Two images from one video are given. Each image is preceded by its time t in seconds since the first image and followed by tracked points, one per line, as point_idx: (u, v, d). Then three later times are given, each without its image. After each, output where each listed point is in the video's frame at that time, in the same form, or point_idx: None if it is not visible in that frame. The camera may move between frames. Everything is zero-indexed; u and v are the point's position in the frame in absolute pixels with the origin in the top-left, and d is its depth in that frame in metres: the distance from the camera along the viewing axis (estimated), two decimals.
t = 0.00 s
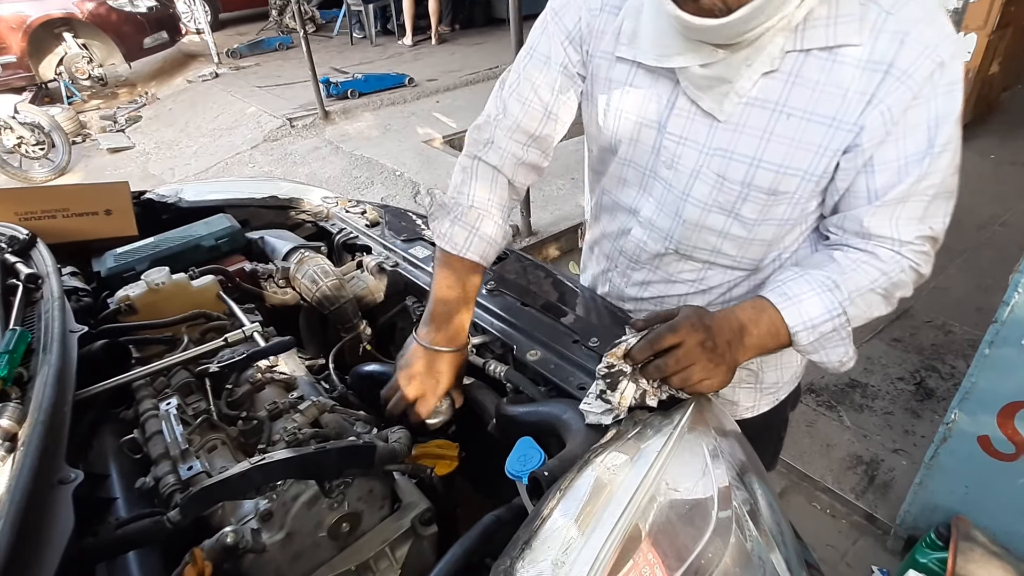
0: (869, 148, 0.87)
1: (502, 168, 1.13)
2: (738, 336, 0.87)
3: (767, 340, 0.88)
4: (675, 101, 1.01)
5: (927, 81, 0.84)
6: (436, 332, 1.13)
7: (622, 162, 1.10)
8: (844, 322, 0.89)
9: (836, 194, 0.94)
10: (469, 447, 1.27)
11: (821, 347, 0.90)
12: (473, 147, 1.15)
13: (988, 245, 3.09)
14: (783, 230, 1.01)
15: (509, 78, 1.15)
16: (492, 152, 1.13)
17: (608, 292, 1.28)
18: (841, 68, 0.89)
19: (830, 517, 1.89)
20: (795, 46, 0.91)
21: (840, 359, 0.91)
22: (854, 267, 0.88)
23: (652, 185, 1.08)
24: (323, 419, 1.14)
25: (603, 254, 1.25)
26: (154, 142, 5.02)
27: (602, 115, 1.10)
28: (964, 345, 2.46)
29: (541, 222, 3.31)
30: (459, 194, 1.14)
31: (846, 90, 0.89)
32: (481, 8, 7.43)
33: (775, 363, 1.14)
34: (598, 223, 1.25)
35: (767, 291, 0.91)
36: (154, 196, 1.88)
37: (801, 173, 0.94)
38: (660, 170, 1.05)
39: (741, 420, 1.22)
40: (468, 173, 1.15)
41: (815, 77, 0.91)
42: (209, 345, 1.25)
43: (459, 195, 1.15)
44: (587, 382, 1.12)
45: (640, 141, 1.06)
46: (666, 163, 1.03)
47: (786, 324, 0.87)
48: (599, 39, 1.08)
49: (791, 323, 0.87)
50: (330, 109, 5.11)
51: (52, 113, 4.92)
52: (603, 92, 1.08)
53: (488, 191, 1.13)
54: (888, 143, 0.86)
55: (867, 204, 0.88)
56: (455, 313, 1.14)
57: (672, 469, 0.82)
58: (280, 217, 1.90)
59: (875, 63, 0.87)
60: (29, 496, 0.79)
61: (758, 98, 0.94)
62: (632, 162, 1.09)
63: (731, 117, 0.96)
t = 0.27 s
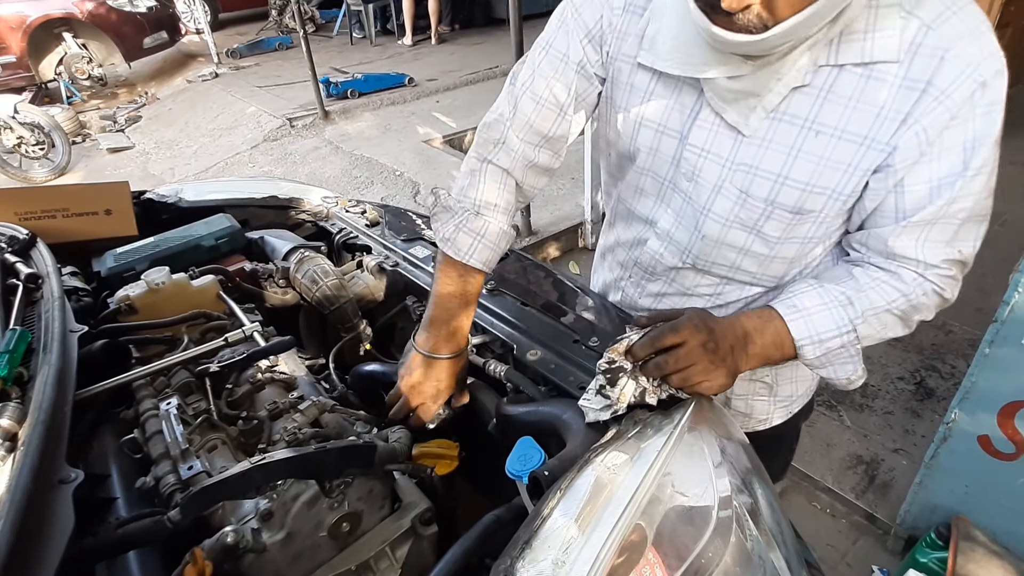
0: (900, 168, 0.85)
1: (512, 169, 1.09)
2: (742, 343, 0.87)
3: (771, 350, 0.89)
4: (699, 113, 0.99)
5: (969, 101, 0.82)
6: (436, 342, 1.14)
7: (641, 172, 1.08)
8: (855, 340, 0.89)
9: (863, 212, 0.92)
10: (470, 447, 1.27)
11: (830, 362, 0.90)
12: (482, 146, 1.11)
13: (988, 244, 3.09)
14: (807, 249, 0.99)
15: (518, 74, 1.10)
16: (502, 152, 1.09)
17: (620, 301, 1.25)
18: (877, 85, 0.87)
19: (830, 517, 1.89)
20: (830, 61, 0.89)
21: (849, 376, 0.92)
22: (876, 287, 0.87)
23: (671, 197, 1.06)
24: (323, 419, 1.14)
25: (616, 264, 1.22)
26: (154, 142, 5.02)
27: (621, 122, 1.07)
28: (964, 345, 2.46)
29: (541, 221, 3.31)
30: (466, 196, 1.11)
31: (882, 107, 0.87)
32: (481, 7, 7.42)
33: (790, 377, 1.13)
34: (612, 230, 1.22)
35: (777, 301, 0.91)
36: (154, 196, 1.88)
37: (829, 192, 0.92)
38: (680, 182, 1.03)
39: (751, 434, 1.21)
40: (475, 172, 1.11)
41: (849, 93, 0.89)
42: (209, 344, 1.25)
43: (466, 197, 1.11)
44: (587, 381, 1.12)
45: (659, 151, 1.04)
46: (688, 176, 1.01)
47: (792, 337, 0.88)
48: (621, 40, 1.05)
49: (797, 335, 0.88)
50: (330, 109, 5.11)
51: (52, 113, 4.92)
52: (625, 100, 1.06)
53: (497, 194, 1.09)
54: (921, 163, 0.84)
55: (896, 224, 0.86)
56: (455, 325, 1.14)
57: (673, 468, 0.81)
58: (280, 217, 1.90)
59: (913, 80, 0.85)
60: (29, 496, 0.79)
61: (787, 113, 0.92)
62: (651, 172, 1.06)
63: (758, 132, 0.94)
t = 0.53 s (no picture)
0: (922, 185, 0.85)
1: (518, 179, 1.09)
2: (745, 347, 0.87)
3: (773, 356, 0.90)
4: (715, 125, 0.97)
5: (994, 119, 0.81)
6: (436, 351, 1.15)
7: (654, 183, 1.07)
8: (864, 351, 0.89)
9: (881, 226, 0.92)
10: (471, 448, 1.27)
11: (837, 372, 0.91)
12: (487, 153, 1.11)
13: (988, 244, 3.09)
14: (824, 263, 0.98)
15: (527, 76, 1.08)
16: (509, 160, 1.09)
17: (628, 306, 1.24)
18: (899, 100, 0.86)
19: (831, 516, 1.89)
20: (853, 74, 0.88)
21: (857, 387, 0.93)
22: (888, 300, 0.87)
23: (685, 209, 1.05)
24: (324, 419, 1.14)
25: (625, 271, 1.21)
26: (154, 142, 5.03)
27: (636, 130, 1.07)
28: (964, 345, 2.46)
29: (541, 221, 3.31)
30: (470, 206, 1.11)
31: (904, 123, 0.86)
32: (481, 7, 7.42)
33: (800, 385, 1.13)
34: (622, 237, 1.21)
35: (785, 307, 0.92)
36: (155, 196, 1.88)
37: (848, 208, 0.91)
38: (695, 194, 1.02)
39: (760, 442, 1.20)
40: (481, 180, 1.10)
41: (871, 107, 0.88)
42: (210, 344, 1.25)
43: (472, 206, 1.11)
44: (587, 380, 1.12)
45: (673, 161, 1.03)
46: (703, 189, 1.00)
47: (796, 344, 0.89)
48: (637, 45, 1.03)
49: (802, 344, 0.89)
50: (330, 109, 5.11)
51: (52, 113, 4.93)
52: (641, 110, 1.05)
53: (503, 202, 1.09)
54: (943, 181, 0.84)
55: (915, 241, 0.86)
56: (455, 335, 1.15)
57: (673, 467, 0.81)
58: (281, 217, 1.90)
59: (937, 96, 0.84)
60: (31, 496, 0.79)
61: (806, 127, 0.91)
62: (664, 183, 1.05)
63: (776, 146, 0.93)
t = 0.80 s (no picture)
0: (930, 194, 0.84)
1: (520, 184, 1.07)
2: (750, 347, 0.87)
3: (779, 358, 0.89)
4: (722, 133, 0.97)
5: (1005, 128, 0.80)
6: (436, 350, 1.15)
7: (660, 189, 1.07)
8: (870, 356, 0.89)
9: (889, 234, 0.91)
10: (475, 447, 1.27)
11: (841, 375, 0.91)
12: (489, 155, 1.08)
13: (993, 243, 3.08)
14: (832, 271, 0.98)
15: (530, 71, 1.04)
16: (511, 163, 1.06)
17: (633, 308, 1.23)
18: (908, 109, 0.86)
19: (835, 516, 1.89)
20: (861, 82, 0.87)
21: (861, 391, 0.93)
22: (895, 304, 0.87)
23: (691, 215, 1.04)
24: (328, 418, 1.14)
25: (629, 275, 1.20)
26: (158, 142, 5.03)
27: (643, 135, 1.06)
28: (969, 344, 2.45)
29: (544, 220, 3.31)
30: (474, 216, 1.10)
31: (912, 131, 0.86)
32: (483, 7, 7.41)
33: (810, 386, 1.13)
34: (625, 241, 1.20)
35: (791, 309, 0.92)
36: (158, 196, 1.88)
37: (856, 215, 0.91)
38: (702, 201, 1.02)
39: (766, 442, 1.20)
40: (478, 182, 1.08)
41: (880, 116, 0.87)
42: (214, 344, 1.25)
43: (473, 215, 1.10)
44: (591, 379, 1.12)
45: (679, 167, 1.03)
46: (710, 196, 1.00)
47: (802, 346, 0.88)
48: (645, 49, 1.02)
49: (807, 347, 0.88)
50: (333, 108, 5.11)
51: (56, 113, 4.93)
52: (649, 115, 1.04)
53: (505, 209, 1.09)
54: (952, 189, 0.83)
55: (922, 249, 0.86)
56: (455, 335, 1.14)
57: (679, 467, 0.80)
58: (284, 216, 1.90)
59: (946, 105, 0.84)
60: (36, 496, 0.79)
61: (813, 135, 0.91)
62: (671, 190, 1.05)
63: (783, 154, 0.93)
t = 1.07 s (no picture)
0: (938, 196, 0.84)
1: (518, 182, 1.07)
2: (756, 347, 0.87)
3: (783, 358, 0.89)
4: (727, 135, 0.97)
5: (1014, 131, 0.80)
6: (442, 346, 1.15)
7: (665, 191, 1.07)
8: (875, 356, 0.89)
9: (896, 235, 0.91)
10: (479, 446, 1.27)
11: (847, 375, 0.91)
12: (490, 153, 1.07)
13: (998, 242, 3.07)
14: (838, 273, 0.98)
15: (530, 70, 1.05)
16: (509, 163, 1.06)
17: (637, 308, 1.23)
18: (917, 111, 0.85)
19: (840, 516, 1.89)
20: (869, 84, 0.87)
21: (867, 391, 0.93)
22: (902, 304, 0.86)
23: (696, 217, 1.04)
24: (333, 417, 1.14)
25: (633, 276, 1.20)
26: (162, 141, 5.04)
27: (649, 135, 1.06)
28: (975, 344, 2.44)
29: (548, 219, 3.31)
30: (471, 214, 1.10)
31: (920, 134, 0.85)
32: (487, 6, 7.41)
33: (814, 386, 1.13)
34: (628, 241, 1.20)
35: (796, 309, 0.91)
36: (164, 195, 1.88)
37: (863, 218, 0.91)
38: (707, 203, 1.02)
39: (771, 442, 1.20)
40: (475, 180, 1.08)
41: (888, 118, 0.87)
42: (218, 343, 1.26)
43: (468, 211, 1.10)
44: (596, 378, 1.12)
45: (685, 169, 1.03)
46: (715, 199, 1.00)
47: (807, 346, 0.88)
48: (649, 48, 1.02)
49: (812, 347, 0.88)
50: (336, 108, 5.11)
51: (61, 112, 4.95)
52: (654, 117, 1.04)
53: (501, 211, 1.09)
54: (960, 191, 0.83)
55: (930, 251, 0.86)
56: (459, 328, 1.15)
57: (685, 465, 0.80)
58: (288, 215, 1.90)
59: (954, 107, 0.84)
60: (44, 493, 0.79)
61: (820, 137, 0.91)
62: (676, 193, 1.05)
63: (789, 156, 0.93)
